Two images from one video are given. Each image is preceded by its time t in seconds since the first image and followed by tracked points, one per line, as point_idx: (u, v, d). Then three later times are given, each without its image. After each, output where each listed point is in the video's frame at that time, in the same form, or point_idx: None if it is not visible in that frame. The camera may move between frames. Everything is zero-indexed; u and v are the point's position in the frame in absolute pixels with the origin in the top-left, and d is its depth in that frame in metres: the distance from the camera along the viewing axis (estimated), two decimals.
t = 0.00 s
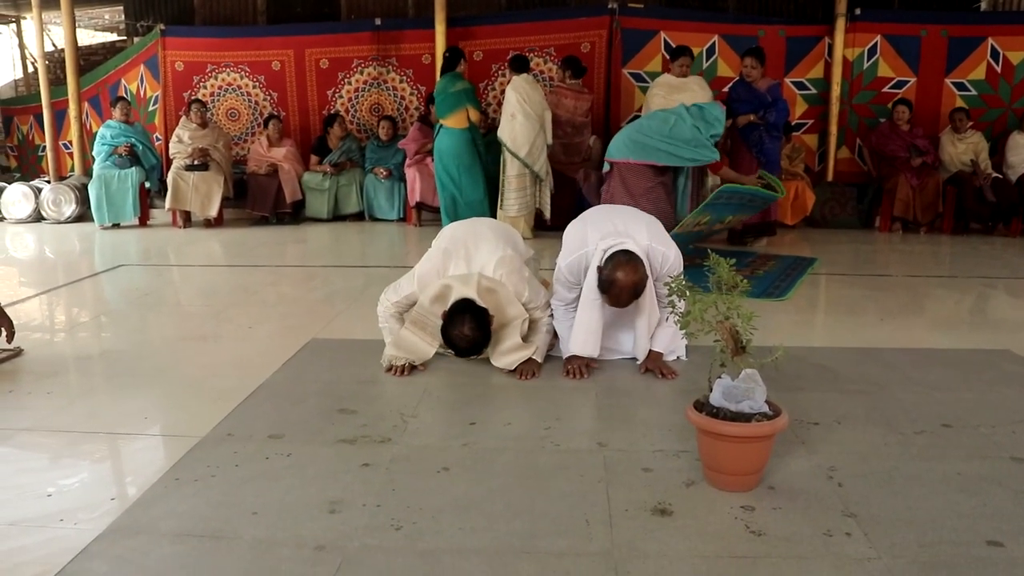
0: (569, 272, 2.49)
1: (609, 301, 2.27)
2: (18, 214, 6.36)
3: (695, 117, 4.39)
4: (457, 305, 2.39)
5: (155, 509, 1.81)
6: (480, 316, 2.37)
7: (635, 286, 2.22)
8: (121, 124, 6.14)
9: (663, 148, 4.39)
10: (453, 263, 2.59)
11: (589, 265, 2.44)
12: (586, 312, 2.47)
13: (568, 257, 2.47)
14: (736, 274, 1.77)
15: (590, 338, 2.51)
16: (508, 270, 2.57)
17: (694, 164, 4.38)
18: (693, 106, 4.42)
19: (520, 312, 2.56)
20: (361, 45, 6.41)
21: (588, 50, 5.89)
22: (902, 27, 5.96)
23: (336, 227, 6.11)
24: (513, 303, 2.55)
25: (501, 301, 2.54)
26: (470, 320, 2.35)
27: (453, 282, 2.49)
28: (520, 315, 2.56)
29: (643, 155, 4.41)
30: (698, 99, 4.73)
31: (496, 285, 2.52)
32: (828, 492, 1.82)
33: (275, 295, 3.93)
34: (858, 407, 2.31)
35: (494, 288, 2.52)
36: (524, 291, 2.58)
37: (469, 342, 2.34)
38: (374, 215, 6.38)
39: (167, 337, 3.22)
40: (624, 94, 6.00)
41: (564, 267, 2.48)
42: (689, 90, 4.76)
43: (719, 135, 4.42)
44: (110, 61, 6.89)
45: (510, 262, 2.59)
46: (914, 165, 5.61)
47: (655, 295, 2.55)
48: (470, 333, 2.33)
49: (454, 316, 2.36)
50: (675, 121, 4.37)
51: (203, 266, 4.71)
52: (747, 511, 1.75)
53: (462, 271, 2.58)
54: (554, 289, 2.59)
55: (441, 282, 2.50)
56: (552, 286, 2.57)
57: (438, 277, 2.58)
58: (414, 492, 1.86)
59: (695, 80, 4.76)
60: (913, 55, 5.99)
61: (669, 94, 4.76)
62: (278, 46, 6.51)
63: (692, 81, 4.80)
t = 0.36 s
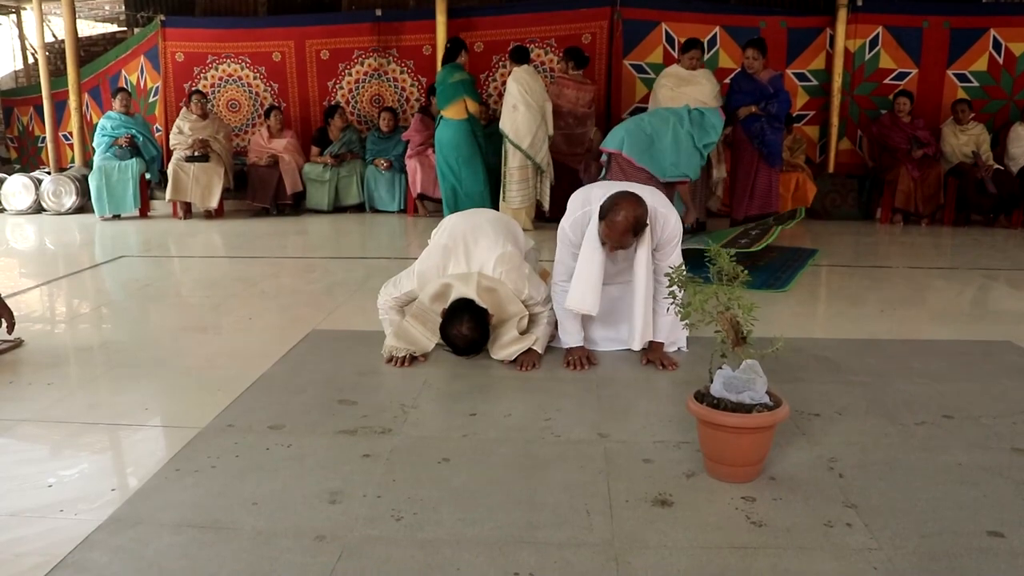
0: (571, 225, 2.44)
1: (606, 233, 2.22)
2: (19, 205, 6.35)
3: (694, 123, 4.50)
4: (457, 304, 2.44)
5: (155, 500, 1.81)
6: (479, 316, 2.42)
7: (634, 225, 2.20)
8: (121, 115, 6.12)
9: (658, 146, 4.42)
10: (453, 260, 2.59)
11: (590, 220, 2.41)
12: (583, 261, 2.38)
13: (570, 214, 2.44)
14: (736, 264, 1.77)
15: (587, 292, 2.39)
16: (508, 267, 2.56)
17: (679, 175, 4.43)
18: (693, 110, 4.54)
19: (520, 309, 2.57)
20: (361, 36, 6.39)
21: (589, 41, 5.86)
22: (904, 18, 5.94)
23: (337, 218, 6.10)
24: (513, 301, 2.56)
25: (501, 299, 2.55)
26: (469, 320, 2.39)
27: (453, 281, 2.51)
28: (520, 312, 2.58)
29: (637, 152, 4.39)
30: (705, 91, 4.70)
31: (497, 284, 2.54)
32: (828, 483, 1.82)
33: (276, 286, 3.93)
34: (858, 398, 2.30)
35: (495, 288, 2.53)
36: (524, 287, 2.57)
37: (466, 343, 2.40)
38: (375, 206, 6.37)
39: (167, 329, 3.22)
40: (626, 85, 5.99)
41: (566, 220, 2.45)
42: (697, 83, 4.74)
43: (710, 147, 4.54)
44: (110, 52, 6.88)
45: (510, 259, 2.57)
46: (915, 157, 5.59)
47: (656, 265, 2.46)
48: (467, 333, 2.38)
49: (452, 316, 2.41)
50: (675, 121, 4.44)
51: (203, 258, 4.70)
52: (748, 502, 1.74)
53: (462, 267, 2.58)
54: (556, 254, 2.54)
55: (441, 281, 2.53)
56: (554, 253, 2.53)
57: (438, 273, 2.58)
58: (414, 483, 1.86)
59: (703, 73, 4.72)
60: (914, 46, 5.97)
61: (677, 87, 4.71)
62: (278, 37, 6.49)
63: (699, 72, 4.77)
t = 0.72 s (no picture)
0: (575, 215, 2.45)
1: (606, 215, 2.22)
2: (19, 207, 6.35)
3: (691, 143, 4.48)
4: (457, 309, 2.42)
5: (155, 502, 1.81)
6: (480, 321, 2.40)
7: (633, 205, 2.20)
8: (122, 117, 6.12)
9: (655, 160, 4.38)
10: (454, 265, 2.58)
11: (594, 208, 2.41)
12: (585, 248, 2.38)
13: (574, 204, 2.45)
14: (736, 266, 1.76)
15: (587, 279, 2.39)
16: (508, 271, 2.55)
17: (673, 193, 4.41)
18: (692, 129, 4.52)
19: (521, 313, 2.55)
20: (362, 38, 6.38)
21: (589, 43, 5.86)
22: (904, 20, 5.94)
23: (337, 220, 6.10)
24: (514, 305, 2.54)
25: (502, 304, 2.53)
26: (469, 325, 2.38)
27: (453, 286, 2.50)
28: (521, 316, 2.56)
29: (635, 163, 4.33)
30: (703, 93, 4.75)
31: (497, 289, 2.51)
32: (829, 486, 1.82)
33: (276, 288, 3.92)
34: (860, 400, 2.30)
35: (495, 293, 2.51)
36: (525, 291, 2.56)
37: (466, 347, 2.39)
38: (375, 208, 6.37)
39: (167, 331, 3.21)
40: (626, 87, 5.99)
41: (570, 210, 2.45)
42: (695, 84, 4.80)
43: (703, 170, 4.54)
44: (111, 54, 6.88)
45: (510, 264, 2.56)
46: (916, 159, 5.59)
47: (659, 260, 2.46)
48: (468, 338, 2.37)
49: (453, 321, 2.39)
50: (675, 137, 4.41)
51: (203, 260, 4.70)
52: (749, 505, 1.74)
53: (463, 271, 2.57)
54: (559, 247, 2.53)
55: (441, 285, 2.52)
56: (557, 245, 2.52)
57: (438, 277, 2.58)
58: (414, 486, 1.85)
59: (701, 75, 4.80)
60: (914, 48, 5.97)
61: (675, 87, 4.79)
62: (278, 39, 6.49)
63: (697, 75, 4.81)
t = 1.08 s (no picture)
0: (575, 213, 2.45)
1: (607, 211, 2.22)
2: (19, 205, 6.35)
3: (691, 126, 4.41)
4: (456, 309, 2.42)
5: (155, 502, 1.81)
6: (479, 321, 2.40)
7: (633, 200, 2.20)
8: (122, 115, 6.12)
9: (658, 148, 4.34)
10: (454, 263, 2.59)
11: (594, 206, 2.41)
12: (586, 246, 2.38)
13: (574, 202, 2.45)
14: (738, 264, 1.75)
15: (590, 277, 2.39)
16: (508, 270, 2.54)
17: (681, 177, 4.33)
18: (690, 112, 4.46)
19: (521, 312, 2.55)
20: (362, 37, 6.38)
21: (590, 42, 5.86)
22: (904, 20, 5.93)
23: (337, 219, 6.10)
24: (513, 304, 2.54)
25: (501, 304, 2.53)
26: (469, 326, 2.38)
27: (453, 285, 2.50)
28: (520, 315, 2.55)
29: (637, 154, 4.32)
30: (691, 91, 4.75)
31: (497, 288, 2.51)
32: (829, 486, 1.81)
33: (275, 287, 3.92)
34: (861, 401, 2.30)
35: (495, 291, 2.51)
36: (524, 289, 2.55)
37: (465, 346, 2.39)
38: (375, 207, 6.37)
39: (167, 330, 3.20)
40: (627, 86, 5.98)
41: (570, 208, 2.45)
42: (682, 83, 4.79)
43: (709, 149, 4.45)
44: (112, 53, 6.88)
45: (510, 263, 2.55)
46: (917, 159, 5.59)
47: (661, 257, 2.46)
48: (467, 337, 2.38)
49: (453, 321, 2.40)
50: (673, 123, 4.36)
51: (202, 259, 4.69)
52: (750, 505, 1.74)
53: (462, 270, 2.58)
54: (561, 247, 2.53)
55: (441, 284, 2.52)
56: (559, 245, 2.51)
57: (438, 275, 2.60)
58: (414, 485, 1.85)
59: (687, 74, 4.81)
60: (916, 48, 5.96)
61: (663, 87, 4.77)
62: (279, 38, 6.49)
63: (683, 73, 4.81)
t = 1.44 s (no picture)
0: (571, 216, 2.46)
1: (601, 210, 2.23)
2: (19, 209, 6.35)
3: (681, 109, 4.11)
4: (456, 264, 2.35)
5: (154, 507, 1.80)
6: (479, 273, 2.32)
7: (626, 197, 2.20)
8: (121, 119, 6.12)
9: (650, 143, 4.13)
10: (452, 235, 2.53)
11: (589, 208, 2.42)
12: (581, 246, 2.39)
13: (570, 205, 2.46)
14: (738, 268, 1.75)
15: (585, 277, 2.39)
16: (508, 241, 2.52)
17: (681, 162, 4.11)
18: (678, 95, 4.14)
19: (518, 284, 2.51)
20: (362, 40, 6.38)
21: (589, 45, 5.87)
22: (903, 22, 5.94)
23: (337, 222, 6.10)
24: (511, 276, 2.50)
25: (499, 273, 2.49)
26: (469, 275, 2.29)
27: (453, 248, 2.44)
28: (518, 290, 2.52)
29: (631, 151, 4.15)
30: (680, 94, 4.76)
31: (496, 254, 2.48)
32: (829, 490, 1.81)
33: (275, 291, 3.91)
34: (861, 404, 2.30)
35: (494, 258, 2.47)
36: (523, 265, 2.50)
37: (463, 302, 2.27)
38: (375, 210, 6.37)
39: (166, 334, 3.20)
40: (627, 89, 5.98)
41: (566, 211, 2.46)
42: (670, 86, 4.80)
43: (705, 128, 4.15)
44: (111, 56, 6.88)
45: (510, 236, 2.53)
46: (915, 162, 5.58)
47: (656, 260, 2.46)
48: (468, 286, 2.27)
49: (452, 272, 2.31)
50: (661, 112, 4.09)
51: (202, 262, 4.69)
52: (750, 509, 1.73)
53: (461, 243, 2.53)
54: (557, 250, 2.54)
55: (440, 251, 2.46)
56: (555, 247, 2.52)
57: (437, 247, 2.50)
58: (414, 489, 1.85)
59: (676, 76, 4.81)
60: (915, 51, 5.96)
61: (652, 90, 4.79)
62: (279, 41, 6.49)
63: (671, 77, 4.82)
